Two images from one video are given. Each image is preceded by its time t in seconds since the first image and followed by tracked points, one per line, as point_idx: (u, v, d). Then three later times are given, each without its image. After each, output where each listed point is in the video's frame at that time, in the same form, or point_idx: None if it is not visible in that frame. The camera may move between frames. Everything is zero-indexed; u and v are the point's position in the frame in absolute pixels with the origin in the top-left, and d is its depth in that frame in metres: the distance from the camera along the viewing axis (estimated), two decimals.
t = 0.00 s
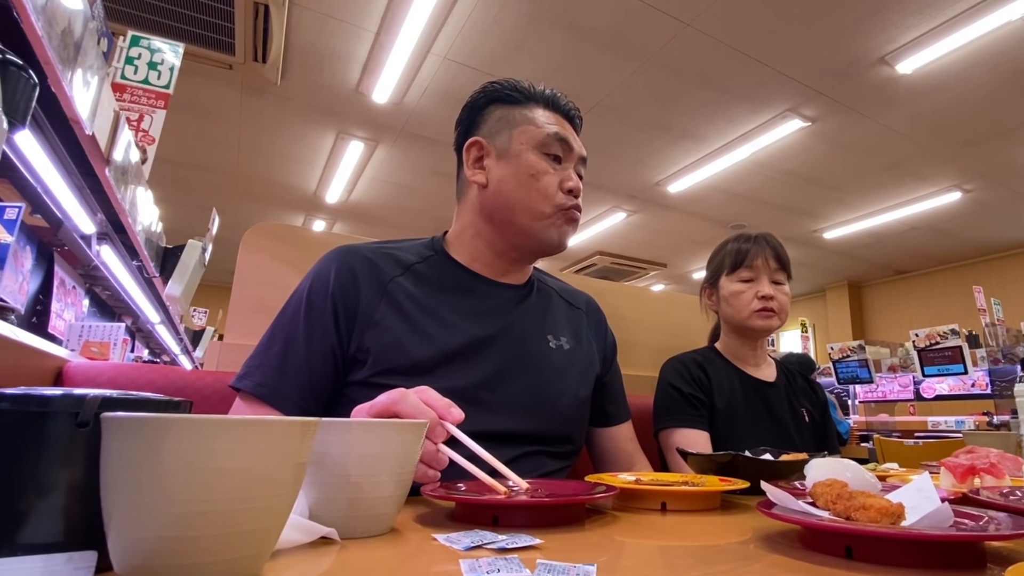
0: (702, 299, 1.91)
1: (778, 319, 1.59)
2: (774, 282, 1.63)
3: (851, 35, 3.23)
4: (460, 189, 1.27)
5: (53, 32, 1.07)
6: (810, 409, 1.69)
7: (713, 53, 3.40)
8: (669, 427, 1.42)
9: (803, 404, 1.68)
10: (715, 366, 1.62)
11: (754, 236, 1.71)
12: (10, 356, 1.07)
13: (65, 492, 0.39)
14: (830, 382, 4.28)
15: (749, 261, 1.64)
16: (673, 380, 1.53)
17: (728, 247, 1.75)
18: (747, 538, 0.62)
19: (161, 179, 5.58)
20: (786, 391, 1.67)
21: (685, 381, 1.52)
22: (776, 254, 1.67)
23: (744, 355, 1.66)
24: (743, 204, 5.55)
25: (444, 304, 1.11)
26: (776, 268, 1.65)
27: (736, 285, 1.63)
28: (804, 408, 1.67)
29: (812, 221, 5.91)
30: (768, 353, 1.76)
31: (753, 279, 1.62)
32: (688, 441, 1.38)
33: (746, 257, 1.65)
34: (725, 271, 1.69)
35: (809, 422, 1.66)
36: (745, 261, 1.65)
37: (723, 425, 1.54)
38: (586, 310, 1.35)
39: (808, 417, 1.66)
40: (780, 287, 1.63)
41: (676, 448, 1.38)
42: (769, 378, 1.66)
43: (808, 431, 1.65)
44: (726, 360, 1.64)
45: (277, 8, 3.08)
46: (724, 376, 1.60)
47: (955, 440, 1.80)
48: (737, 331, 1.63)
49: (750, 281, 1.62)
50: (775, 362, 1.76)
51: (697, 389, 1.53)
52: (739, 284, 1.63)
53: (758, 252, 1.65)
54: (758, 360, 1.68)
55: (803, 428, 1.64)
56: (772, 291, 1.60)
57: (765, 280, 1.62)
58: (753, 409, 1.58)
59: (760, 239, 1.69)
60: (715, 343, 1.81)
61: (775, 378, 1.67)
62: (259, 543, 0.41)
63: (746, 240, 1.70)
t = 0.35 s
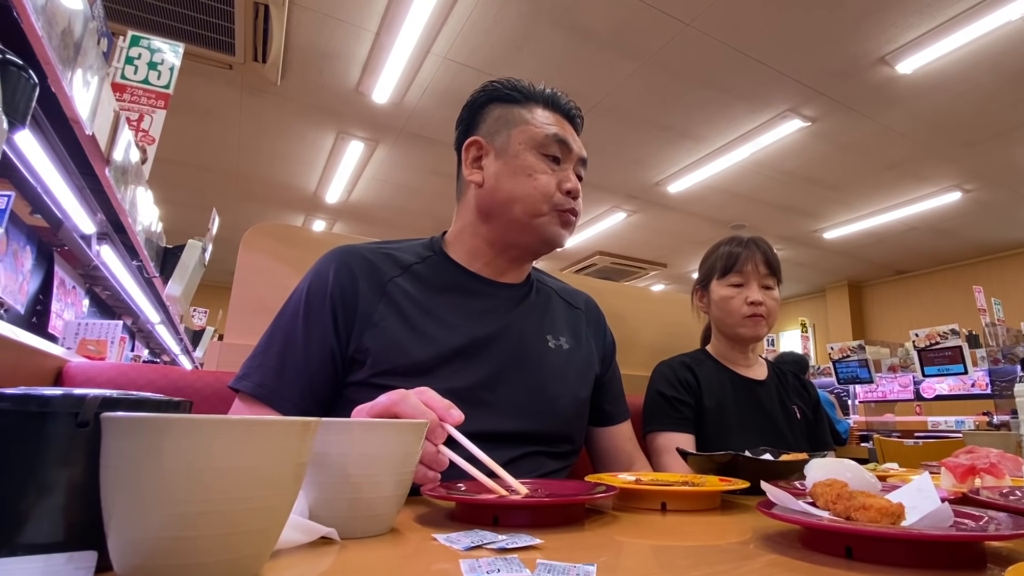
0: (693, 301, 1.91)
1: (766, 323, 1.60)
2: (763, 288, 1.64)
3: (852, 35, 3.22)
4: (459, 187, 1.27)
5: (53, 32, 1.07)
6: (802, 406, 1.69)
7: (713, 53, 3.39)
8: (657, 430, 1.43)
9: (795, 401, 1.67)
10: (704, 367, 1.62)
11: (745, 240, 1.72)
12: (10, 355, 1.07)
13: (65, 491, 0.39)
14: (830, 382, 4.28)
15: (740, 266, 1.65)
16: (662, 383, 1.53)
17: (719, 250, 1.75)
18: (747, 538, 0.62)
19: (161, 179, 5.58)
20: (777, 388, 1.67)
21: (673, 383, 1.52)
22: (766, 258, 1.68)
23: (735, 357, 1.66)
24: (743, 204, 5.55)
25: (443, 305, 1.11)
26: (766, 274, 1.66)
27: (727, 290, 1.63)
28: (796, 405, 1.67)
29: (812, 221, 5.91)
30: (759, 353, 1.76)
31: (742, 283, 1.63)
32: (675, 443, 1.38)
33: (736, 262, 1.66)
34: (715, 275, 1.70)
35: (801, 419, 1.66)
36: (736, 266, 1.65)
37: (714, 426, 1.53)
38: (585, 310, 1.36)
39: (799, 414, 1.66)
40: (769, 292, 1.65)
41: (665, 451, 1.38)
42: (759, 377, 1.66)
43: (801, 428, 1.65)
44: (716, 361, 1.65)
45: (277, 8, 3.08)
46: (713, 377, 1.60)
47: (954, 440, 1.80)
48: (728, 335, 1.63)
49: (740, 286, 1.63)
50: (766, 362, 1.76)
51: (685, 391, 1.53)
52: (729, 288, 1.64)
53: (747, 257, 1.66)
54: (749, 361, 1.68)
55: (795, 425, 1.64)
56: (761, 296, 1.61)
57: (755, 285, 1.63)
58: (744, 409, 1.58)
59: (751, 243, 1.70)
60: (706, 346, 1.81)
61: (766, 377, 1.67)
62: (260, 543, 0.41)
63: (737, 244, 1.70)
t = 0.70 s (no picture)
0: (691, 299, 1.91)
1: (768, 327, 1.61)
2: (767, 290, 1.65)
3: (852, 34, 3.22)
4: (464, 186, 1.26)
5: (53, 32, 1.07)
6: (798, 405, 1.68)
7: (713, 53, 3.39)
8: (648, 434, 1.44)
9: (791, 401, 1.67)
10: (699, 368, 1.62)
11: (751, 244, 1.72)
12: (10, 355, 1.07)
13: (64, 492, 0.39)
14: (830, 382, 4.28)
15: (746, 269, 1.65)
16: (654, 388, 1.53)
17: (725, 249, 1.75)
18: (747, 538, 0.62)
19: (161, 179, 5.58)
20: (773, 388, 1.67)
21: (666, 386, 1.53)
22: (771, 262, 1.69)
23: (733, 357, 1.66)
24: (743, 204, 5.55)
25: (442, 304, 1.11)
26: (770, 278, 1.67)
27: (731, 290, 1.64)
28: (792, 404, 1.67)
29: (812, 221, 5.91)
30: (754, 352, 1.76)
31: (747, 285, 1.63)
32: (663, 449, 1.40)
33: (743, 264, 1.66)
34: (718, 276, 1.70)
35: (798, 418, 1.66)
36: (742, 268, 1.65)
37: (709, 429, 1.54)
38: (584, 309, 1.35)
39: (796, 413, 1.66)
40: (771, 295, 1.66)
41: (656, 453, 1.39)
42: (756, 377, 1.66)
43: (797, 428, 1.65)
44: (713, 362, 1.65)
45: (277, 8, 3.08)
46: (708, 378, 1.60)
47: (954, 440, 1.80)
48: (728, 336, 1.64)
49: (745, 287, 1.63)
50: (761, 361, 1.76)
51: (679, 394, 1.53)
52: (733, 289, 1.64)
53: (754, 259, 1.66)
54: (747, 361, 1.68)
55: (793, 424, 1.64)
56: (764, 299, 1.61)
57: (759, 288, 1.63)
58: (740, 411, 1.58)
59: (757, 247, 1.70)
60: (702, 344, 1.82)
61: (762, 376, 1.67)
62: (260, 543, 0.41)
63: (743, 246, 1.71)
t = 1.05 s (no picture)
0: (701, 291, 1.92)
1: (773, 315, 1.60)
2: (768, 276, 1.63)
3: (853, 34, 3.22)
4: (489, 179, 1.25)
5: (53, 32, 1.07)
6: (821, 397, 1.69)
7: (713, 53, 3.39)
8: (659, 428, 1.45)
9: (814, 392, 1.68)
10: (713, 361, 1.63)
11: (748, 227, 1.69)
12: (10, 355, 1.07)
13: (65, 491, 0.39)
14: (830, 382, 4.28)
15: (742, 257, 1.64)
16: (660, 386, 1.56)
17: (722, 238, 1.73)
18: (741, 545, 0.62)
19: (161, 179, 5.58)
20: (794, 377, 1.67)
21: (674, 382, 1.54)
22: (769, 245, 1.66)
23: (746, 348, 1.68)
24: (743, 204, 5.55)
25: (463, 307, 1.12)
26: (770, 262, 1.64)
27: (730, 283, 1.64)
28: (815, 396, 1.68)
29: (812, 221, 5.91)
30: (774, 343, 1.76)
31: (746, 275, 1.63)
32: (672, 440, 1.41)
33: (739, 253, 1.65)
34: (718, 267, 1.69)
35: (821, 409, 1.67)
36: (738, 258, 1.64)
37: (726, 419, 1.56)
38: (613, 316, 1.34)
39: (819, 405, 1.67)
40: (775, 280, 1.63)
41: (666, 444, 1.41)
42: (775, 368, 1.66)
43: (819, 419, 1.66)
44: (728, 354, 1.66)
45: (277, 8, 3.09)
46: (721, 372, 1.61)
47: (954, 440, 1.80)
48: (736, 327, 1.65)
49: (744, 277, 1.63)
50: (783, 351, 1.77)
51: (688, 387, 1.55)
52: (732, 281, 1.64)
53: (749, 246, 1.64)
54: (762, 352, 1.69)
55: (814, 416, 1.65)
56: (766, 286, 1.60)
57: (759, 275, 1.62)
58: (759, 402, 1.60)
59: (754, 231, 1.67)
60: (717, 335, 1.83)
61: (782, 367, 1.67)
62: (261, 542, 0.41)
63: (739, 232, 1.68)
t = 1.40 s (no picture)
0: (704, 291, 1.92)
1: (779, 315, 1.60)
2: (775, 275, 1.64)
3: (853, 34, 3.22)
4: (493, 183, 1.21)
5: (53, 32, 1.07)
6: (824, 397, 1.69)
7: (713, 53, 3.39)
8: (663, 424, 1.45)
9: (817, 392, 1.68)
10: (717, 359, 1.64)
11: (757, 227, 1.70)
12: (11, 355, 1.07)
13: (65, 491, 0.39)
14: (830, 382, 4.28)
15: (751, 255, 1.64)
16: (665, 381, 1.56)
17: (730, 236, 1.73)
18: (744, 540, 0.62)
19: (161, 179, 5.59)
20: (796, 378, 1.67)
21: (678, 379, 1.55)
22: (777, 245, 1.67)
23: (751, 349, 1.68)
24: (743, 204, 5.55)
25: (467, 302, 1.12)
26: (778, 262, 1.65)
27: (738, 281, 1.64)
28: (818, 396, 1.68)
29: (812, 221, 5.91)
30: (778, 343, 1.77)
31: (754, 273, 1.63)
32: (677, 437, 1.40)
33: (747, 251, 1.65)
34: (726, 265, 1.69)
35: (823, 409, 1.67)
36: (747, 256, 1.64)
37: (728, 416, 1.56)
38: (616, 317, 1.34)
39: (821, 404, 1.67)
40: (782, 280, 1.64)
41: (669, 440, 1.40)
42: (778, 368, 1.67)
43: (821, 418, 1.66)
44: (731, 353, 1.66)
45: (277, 8, 3.09)
46: (724, 371, 1.61)
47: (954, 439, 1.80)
48: (741, 326, 1.65)
49: (752, 276, 1.63)
50: (786, 351, 1.77)
51: (692, 384, 1.56)
52: (741, 279, 1.64)
53: (759, 245, 1.65)
54: (765, 352, 1.69)
55: (816, 416, 1.65)
56: (774, 286, 1.61)
57: (767, 274, 1.62)
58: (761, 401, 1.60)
59: (763, 230, 1.68)
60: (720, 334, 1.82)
61: (784, 367, 1.68)
62: (262, 542, 0.41)
63: (748, 230, 1.69)
